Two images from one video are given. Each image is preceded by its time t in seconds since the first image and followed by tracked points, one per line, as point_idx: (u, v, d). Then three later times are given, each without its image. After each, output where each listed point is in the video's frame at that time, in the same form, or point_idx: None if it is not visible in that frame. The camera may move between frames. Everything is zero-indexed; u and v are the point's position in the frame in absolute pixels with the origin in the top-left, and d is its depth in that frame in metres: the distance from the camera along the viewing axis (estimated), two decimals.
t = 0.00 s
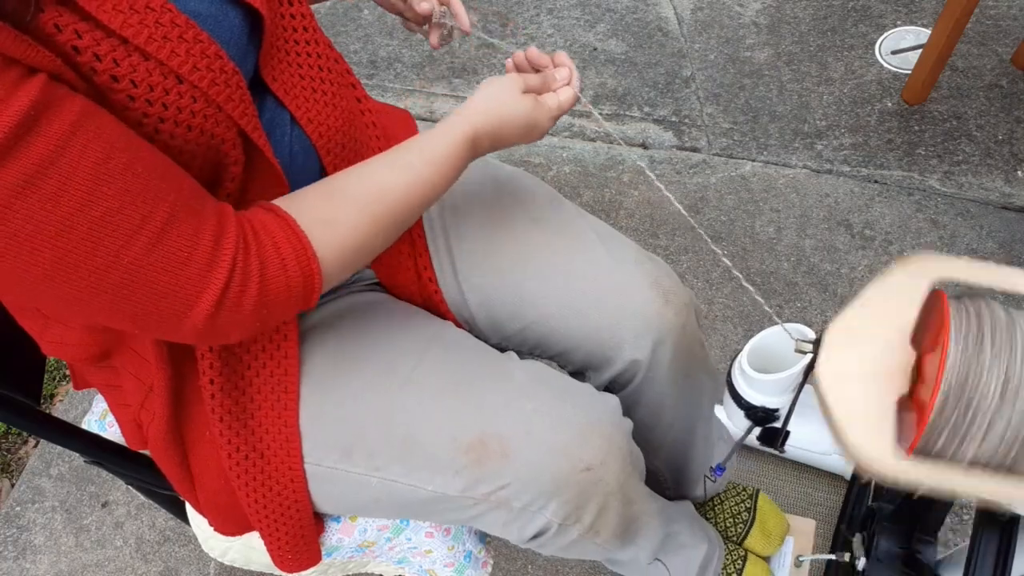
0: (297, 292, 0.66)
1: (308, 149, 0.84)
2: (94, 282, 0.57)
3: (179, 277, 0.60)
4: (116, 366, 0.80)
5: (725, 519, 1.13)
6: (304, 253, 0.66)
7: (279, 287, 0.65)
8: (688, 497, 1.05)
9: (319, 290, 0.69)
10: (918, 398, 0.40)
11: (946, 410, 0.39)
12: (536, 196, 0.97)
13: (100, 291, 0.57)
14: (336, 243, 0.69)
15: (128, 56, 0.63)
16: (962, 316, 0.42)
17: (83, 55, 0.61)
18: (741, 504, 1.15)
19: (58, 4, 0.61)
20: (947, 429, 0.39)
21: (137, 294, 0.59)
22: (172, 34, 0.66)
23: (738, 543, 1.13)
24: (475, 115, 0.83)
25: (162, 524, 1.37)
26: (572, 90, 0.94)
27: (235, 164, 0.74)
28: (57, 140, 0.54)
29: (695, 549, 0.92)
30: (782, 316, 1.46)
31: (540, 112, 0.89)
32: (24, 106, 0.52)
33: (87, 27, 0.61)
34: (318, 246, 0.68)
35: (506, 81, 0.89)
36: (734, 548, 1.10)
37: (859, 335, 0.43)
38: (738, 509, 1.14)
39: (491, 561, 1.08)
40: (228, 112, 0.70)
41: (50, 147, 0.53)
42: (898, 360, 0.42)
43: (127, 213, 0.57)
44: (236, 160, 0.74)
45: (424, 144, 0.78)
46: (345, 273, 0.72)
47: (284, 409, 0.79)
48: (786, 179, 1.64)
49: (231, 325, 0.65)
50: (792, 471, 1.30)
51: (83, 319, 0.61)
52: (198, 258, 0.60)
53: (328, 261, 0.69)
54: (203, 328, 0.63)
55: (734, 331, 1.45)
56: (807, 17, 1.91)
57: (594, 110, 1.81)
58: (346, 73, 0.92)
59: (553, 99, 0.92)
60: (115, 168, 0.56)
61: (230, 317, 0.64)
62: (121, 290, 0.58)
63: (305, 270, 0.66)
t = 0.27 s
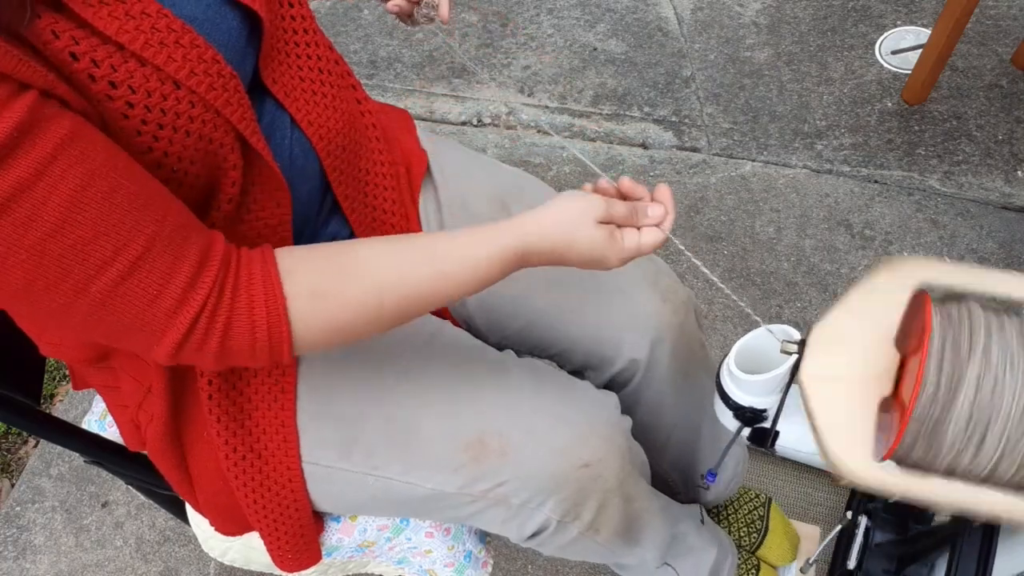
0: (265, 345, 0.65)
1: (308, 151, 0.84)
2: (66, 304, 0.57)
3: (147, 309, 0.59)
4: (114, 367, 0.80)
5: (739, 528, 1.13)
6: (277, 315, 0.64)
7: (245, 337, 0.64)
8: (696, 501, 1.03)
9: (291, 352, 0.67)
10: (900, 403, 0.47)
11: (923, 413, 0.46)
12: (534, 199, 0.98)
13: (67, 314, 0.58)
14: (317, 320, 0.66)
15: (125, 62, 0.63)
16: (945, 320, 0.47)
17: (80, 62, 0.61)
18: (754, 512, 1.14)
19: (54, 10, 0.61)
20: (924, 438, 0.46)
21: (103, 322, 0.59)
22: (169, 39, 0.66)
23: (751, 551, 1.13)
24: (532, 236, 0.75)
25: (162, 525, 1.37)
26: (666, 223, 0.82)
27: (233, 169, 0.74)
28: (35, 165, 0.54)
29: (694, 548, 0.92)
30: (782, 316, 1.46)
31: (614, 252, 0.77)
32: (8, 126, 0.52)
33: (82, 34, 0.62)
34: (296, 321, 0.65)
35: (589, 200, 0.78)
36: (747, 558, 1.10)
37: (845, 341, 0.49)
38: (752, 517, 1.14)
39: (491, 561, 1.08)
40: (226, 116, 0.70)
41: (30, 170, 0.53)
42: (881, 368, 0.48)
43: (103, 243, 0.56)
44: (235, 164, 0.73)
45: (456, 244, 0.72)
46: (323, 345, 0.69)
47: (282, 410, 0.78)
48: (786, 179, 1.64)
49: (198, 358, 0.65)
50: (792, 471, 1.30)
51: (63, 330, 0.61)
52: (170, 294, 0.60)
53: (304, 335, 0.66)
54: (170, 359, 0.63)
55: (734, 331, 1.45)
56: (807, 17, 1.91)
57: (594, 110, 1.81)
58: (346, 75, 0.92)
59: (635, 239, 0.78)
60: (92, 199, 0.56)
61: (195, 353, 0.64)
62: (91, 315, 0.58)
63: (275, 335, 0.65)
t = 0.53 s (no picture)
0: (271, 353, 0.65)
1: (310, 151, 0.84)
2: (73, 300, 0.57)
3: (154, 308, 0.59)
4: (115, 367, 0.80)
5: (751, 537, 1.13)
6: (286, 325, 0.64)
7: (253, 342, 0.63)
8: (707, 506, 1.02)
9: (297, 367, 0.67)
10: (905, 404, 0.47)
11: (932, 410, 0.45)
12: (536, 198, 0.98)
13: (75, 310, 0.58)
14: (326, 343, 0.66)
15: (128, 62, 0.63)
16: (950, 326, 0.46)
17: (84, 62, 0.61)
18: (767, 523, 1.15)
19: (56, 10, 0.61)
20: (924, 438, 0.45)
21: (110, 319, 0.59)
22: (171, 39, 0.66)
23: (762, 561, 1.13)
24: (576, 291, 0.73)
25: (162, 525, 1.36)
26: (727, 296, 0.79)
27: (236, 169, 0.74)
28: (42, 162, 0.53)
29: (696, 549, 0.92)
30: (782, 316, 1.46)
31: (662, 318, 0.76)
32: (13, 123, 0.52)
33: (86, 34, 0.62)
34: (303, 341, 0.65)
35: (649, 260, 0.75)
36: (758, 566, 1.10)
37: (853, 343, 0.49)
38: (764, 528, 1.14)
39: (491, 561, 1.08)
40: (229, 116, 0.70)
41: (36, 167, 0.53)
42: (889, 369, 0.49)
43: (110, 241, 0.56)
44: (237, 163, 0.73)
45: (490, 287, 0.71)
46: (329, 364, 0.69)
47: (284, 410, 0.78)
48: (787, 179, 1.64)
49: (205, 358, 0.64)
50: (792, 471, 1.30)
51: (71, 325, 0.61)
52: (178, 293, 0.59)
53: (311, 355, 0.66)
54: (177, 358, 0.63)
55: (734, 331, 1.45)
56: (807, 17, 1.91)
57: (594, 110, 1.81)
58: (346, 74, 0.91)
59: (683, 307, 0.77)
60: (99, 198, 0.56)
61: (201, 355, 0.64)
62: (98, 312, 0.58)
63: (281, 346, 0.64)
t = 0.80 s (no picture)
0: (273, 339, 0.65)
1: (309, 152, 0.84)
2: (73, 302, 0.57)
3: (153, 307, 0.59)
4: (114, 366, 0.80)
5: (731, 522, 1.14)
6: (285, 308, 0.65)
7: (254, 330, 0.64)
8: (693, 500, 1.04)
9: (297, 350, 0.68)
10: (919, 388, 0.48)
11: (939, 403, 0.47)
12: (535, 198, 0.98)
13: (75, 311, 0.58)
14: (321, 318, 0.67)
15: (124, 63, 0.63)
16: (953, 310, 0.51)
17: (79, 64, 0.61)
18: (746, 507, 1.15)
19: (52, 12, 0.61)
20: (948, 415, 0.46)
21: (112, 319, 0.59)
22: (167, 40, 0.66)
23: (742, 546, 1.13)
24: (543, 237, 0.74)
25: (162, 524, 1.37)
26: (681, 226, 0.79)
27: (233, 170, 0.73)
28: (37, 163, 0.53)
29: (695, 550, 0.92)
30: (782, 316, 1.46)
31: (627, 253, 0.77)
32: (9, 126, 0.52)
33: (81, 35, 0.62)
34: (301, 319, 0.66)
35: (606, 202, 0.77)
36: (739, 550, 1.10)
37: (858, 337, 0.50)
38: (744, 512, 1.15)
39: (491, 561, 1.08)
40: (226, 117, 0.70)
41: (30, 170, 0.53)
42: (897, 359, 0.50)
43: (108, 241, 0.56)
44: (235, 164, 0.73)
45: (463, 243, 0.71)
46: (326, 343, 0.70)
47: (284, 411, 0.78)
48: (786, 179, 1.64)
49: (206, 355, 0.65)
50: (792, 471, 1.30)
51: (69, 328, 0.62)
52: (177, 290, 0.60)
53: (309, 334, 0.67)
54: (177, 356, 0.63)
55: (734, 331, 1.45)
56: (807, 17, 1.91)
57: (594, 110, 1.81)
58: (346, 75, 0.92)
59: (647, 238, 0.77)
60: (95, 196, 0.56)
61: (204, 349, 0.64)
62: (98, 313, 0.58)
63: (282, 329, 0.65)
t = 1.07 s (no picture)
0: (311, 286, 0.67)
1: (308, 149, 0.84)
2: (106, 277, 0.57)
3: (190, 270, 0.60)
4: (114, 365, 0.80)
5: (732, 523, 1.13)
6: (317, 244, 0.67)
7: (292, 274, 0.66)
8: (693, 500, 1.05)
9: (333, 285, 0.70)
10: (897, 405, 0.47)
11: (920, 418, 0.46)
12: (535, 196, 0.97)
13: (112, 286, 0.58)
14: (348, 237, 0.70)
15: (129, 58, 0.63)
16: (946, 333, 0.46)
17: (84, 58, 0.61)
18: (748, 508, 1.15)
19: (57, 6, 0.60)
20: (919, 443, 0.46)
21: (150, 290, 0.59)
22: (173, 35, 0.66)
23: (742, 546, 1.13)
24: (497, 128, 0.85)
25: (162, 525, 1.37)
26: (599, 102, 0.96)
27: (235, 165, 0.74)
28: (61, 138, 0.54)
29: (694, 548, 0.92)
30: (782, 316, 1.46)
31: (561, 127, 0.90)
32: (26, 105, 0.52)
33: (87, 29, 0.61)
34: (331, 244, 0.69)
35: (531, 92, 0.90)
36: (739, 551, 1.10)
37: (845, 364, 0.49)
38: (745, 513, 1.14)
39: (491, 561, 1.08)
40: (229, 112, 0.70)
41: (55, 145, 0.53)
42: (882, 367, 0.49)
43: (136, 209, 0.57)
44: (237, 160, 0.73)
45: (439, 151, 0.79)
46: (355, 271, 0.73)
47: (284, 409, 0.79)
48: (787, 179, 1.64)
49: (242, 319, 0.65)
50: (792, 471, 1.30)
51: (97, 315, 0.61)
52: (209, 251, 0.61)
53: (341, 258, 0.70)
54: (215, 323, 0.64)
55: (734, 331, 1.45)
56: (807, 17, 1.91)
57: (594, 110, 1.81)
58: (346, 73, 0.92)
59: (575, 117, 0.92)
60: (120, 164, 0.57)
61: (243, 310, 0.64)
62: (133, 287, 0.58)
63: (319, 259, 0.67)
